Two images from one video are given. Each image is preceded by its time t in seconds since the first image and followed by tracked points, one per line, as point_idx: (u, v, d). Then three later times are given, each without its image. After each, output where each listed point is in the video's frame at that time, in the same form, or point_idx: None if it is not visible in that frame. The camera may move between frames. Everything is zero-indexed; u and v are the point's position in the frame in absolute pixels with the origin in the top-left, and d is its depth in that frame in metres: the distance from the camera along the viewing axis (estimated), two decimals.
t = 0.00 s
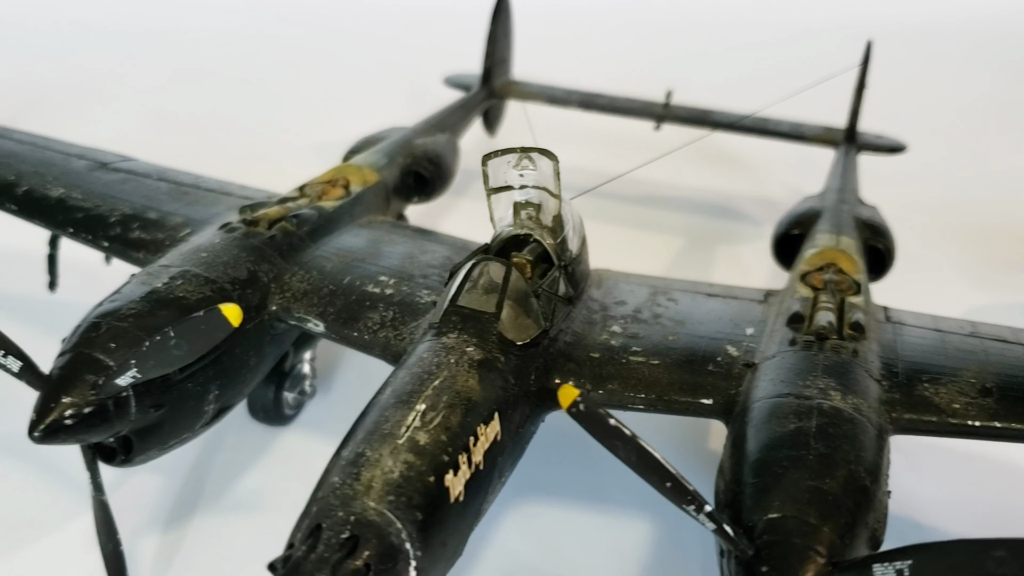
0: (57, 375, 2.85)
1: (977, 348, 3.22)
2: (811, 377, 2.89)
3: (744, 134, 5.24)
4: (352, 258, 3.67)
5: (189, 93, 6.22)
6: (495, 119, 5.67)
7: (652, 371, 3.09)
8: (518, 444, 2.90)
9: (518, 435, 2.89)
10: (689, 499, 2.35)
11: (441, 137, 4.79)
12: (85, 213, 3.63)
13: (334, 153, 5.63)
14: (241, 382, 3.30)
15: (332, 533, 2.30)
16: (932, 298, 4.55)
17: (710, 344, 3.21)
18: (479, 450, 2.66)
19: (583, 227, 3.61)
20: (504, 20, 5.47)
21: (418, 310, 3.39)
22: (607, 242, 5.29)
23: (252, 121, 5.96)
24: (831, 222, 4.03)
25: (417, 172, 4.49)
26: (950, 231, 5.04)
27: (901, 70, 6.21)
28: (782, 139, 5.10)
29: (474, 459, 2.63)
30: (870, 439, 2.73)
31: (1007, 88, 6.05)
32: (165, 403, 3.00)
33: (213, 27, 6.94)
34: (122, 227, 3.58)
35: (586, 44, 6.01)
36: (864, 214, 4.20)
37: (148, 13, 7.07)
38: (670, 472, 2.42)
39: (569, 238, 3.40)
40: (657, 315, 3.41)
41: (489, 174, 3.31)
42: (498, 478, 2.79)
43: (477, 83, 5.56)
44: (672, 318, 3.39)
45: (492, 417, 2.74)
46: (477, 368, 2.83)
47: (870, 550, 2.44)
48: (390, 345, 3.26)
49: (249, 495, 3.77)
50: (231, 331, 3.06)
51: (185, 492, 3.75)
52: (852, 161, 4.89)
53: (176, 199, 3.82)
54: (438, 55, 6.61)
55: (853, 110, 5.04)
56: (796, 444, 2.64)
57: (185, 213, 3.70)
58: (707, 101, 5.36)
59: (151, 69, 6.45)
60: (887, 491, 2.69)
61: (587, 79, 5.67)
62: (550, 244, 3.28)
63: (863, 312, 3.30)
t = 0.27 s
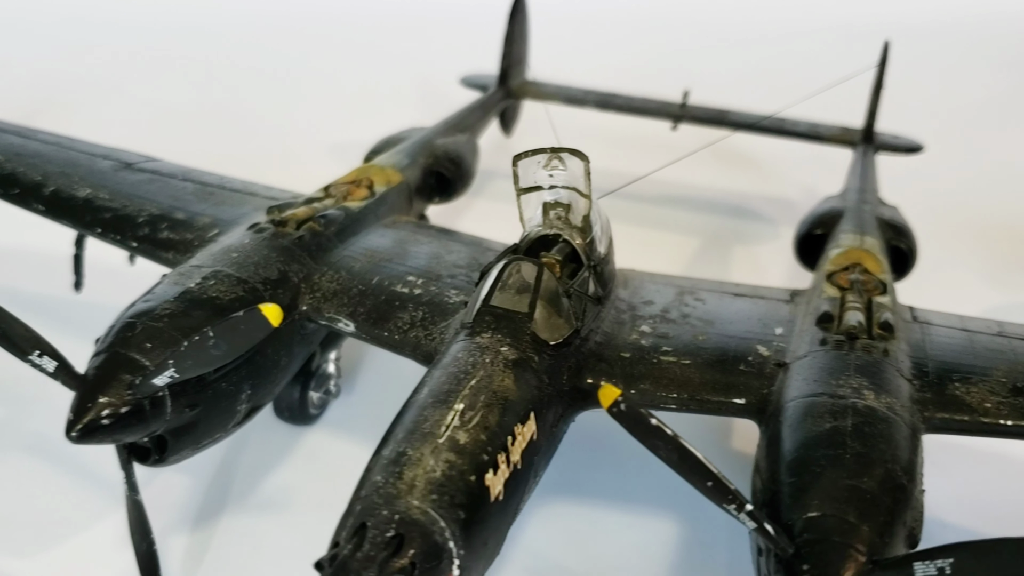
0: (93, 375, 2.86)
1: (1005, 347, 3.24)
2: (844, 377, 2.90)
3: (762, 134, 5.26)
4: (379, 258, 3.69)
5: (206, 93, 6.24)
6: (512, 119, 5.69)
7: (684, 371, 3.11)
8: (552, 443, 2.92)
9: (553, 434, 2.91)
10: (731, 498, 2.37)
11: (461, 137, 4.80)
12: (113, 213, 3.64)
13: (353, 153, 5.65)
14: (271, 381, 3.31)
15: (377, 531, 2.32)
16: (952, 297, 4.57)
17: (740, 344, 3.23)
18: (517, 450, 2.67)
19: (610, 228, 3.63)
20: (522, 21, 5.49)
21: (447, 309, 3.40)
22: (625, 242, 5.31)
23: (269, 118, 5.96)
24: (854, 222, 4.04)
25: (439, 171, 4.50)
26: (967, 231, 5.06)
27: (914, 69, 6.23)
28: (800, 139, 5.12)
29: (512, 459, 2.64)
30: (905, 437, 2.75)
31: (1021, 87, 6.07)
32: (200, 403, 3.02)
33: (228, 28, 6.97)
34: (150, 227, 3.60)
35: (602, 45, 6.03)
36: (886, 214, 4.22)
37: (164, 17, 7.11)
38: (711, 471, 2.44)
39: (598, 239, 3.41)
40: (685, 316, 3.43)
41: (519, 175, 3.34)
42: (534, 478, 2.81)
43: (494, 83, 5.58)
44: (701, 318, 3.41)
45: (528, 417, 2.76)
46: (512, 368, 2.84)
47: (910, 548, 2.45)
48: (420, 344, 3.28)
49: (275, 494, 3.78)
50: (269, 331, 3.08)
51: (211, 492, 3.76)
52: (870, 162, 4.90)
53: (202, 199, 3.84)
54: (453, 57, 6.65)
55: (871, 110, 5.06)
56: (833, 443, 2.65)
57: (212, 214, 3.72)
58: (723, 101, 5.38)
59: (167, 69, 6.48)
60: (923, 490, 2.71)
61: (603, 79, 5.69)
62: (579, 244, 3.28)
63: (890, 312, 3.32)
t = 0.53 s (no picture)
0: (131, 374, 2.87)
1: None
2: (878, 376, 2.92)
3: (780, 135, 5.29)
4: (406, 258, 3.70)
5: (222, 93, 6.25)
6: (529, 119, 5.70)
7: (716, 370, 3.13)
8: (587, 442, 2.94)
9: (589, 432, 2.93)
10: (772, 496, 2.38)
11: (482, 137, 4.82)
12: (142, 213, 3.65)
13: (370, 153, 5.66)
14: (303, 381, 3.32)
15: (422, 529, 2.33)
16: (972, 297, 4.58)
17: (770, 344, 3.26)
18: (555, 448, 2.69)
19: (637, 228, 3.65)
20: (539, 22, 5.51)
21: (477, 309, 3.42)
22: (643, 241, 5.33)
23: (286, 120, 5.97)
24: (877, 221, 4.06)
25: (461, 171, 4.52)
26: (985, 230, 5.07)
27: (927, 70, 6.26)
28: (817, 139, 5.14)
29: (551, 457, 2.65)
30: (940, 436, 2.77)
31: None
32: (235, 402, 3.04)
33: (241, 28, 6.99)
34: (179, 227, 3.62)
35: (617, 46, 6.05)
36: (908, 214, 4.23)
37: (177, 17, 7.13)
38: (753, 470, 2.45)
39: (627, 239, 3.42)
40: (715, 315, 3.45)
41: (550, 175, 3.36)
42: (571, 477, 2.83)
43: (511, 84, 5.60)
44: (730, 318, 3.43)
45: (565, 416, 2.78)
46: (548, 367, 2.85)
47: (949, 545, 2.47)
48: (451, 343, 3.29)
49: (303, 494, 3.80)
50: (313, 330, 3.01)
51: (239, 491, 3.78)
52: (888, 162, 4.92)
53: (230, 199, 3.86)
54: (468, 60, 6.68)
55: (888, 111, 5.08)
56: (870, 442, 2.67)
57: (241, 214, 3.74)
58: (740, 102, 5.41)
59: (182, 69, 6.49)
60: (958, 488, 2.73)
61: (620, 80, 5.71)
62: (609, 243, 3.28)
63: (919, 312, 3.34)
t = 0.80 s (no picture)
0: (168, 374, 2.89)
1: None
2: (911, 374, 2.94)
3: (798, 135, 5.31)
4: (434, 257, 3.72)
5: (237, 92, 6.26)
6: (547, 119, 5.71)
7: (748, 370, 3.15)
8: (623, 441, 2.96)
9: (624, 431, 2.95)
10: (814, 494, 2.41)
11: (503, 137, 4.83)
12: (171, 212, 3.67)
13: (388, 152, 5.67)
14: (334, 377, 3.36)
15: (467, 527, 2.35)
16: (993, 296, 4.59)
17: (802, 344, 3.28)
18: (594, 447, 2.70)
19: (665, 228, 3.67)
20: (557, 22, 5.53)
21: (507, 308, 3.42)
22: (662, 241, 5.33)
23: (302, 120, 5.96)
24: (901, 220, 4.08)
25: (484, 171, 4.53)
26: (1004, 231, 5.08)
27: (941, 70, 6.28)
28: (836, 139, 5.16)
29: (590, 456, 2.66)
30: (975, 434, 2.78)
31: None
32: (270, 401, 3.07)
33: (257, 29, 7.00)
34: (209, 227, 3.63)
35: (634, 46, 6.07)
36: (931, 213, 4.25)
37: (191, 17, 7.14)
38: (794, 469, 2.48)
39: (657, 238, 3.43)
40: (744, 315, 3.47)
41: (581, 175, 3.39)
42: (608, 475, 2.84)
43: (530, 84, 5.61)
44: (759, 318, 3.46)
45: (603, 415, 2.79)
46: (584, 366, 2.86)
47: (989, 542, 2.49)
48: (482, 343, 3.29)
49: (331, 494, 3.81)
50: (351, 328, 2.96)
51: (268, 490, 3.80)
52: (907, 161, 4.93)
53: (257, 199, 3.88)
54: (483, 58, 6.66)
55: (907, 111, 5.09)
56: (907, 440, 2.69)
57: (269, 214, 3.76)
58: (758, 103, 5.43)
59: (197, 68, 6.50)
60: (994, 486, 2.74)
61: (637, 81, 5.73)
62: (640, 242, 3.29)
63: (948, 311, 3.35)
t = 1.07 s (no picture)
0: (203, 373, 2.90)
1: None
2: (943, 373, 2.95)
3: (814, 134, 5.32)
4: (461, 257, 3.74)
5: (252, 92, 6.27)
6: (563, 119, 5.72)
7: (778, 369, 3.17)
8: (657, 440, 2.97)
9: (659, 429, 2.96)
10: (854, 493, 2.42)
11: (523, 137, 4.84)
12: (198, 213, 3.68)
13: (404, 152, 5.68)
14: (364, 375, 3.39)
15: (511, 526, 2.36)
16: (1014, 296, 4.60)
17: (831, 343, 3.30)
18: (631, 446, 2.71)
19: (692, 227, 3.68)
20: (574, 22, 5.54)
21: (537, 308, 3.43)
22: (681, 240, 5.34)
23: (317, 120, 5.97)
24: (924, 219, 4.09)
25: (505, 170, 4.54)
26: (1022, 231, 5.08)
27: (955, 70, 6.30)
28: (853, 139, 5.17)
29: (628, 455, 2.68)
30: (1008, 433, 2.80)
31: None
32: (303, 400, 3.09)
33: (270, 30, 7.02)
34: (237, 227, 3.65)
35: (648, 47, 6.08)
36: (953, 213, 4.26)
37: (205, 18, 7.16)
38: (833, 468, 2.49)
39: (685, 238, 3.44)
40: (772, 314, 3.49)
41: (611, 174, 3.41)
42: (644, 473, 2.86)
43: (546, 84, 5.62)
44: (787, 317, 3.48)
45: (638, 414, 2.81)
46: (619, 365, 2.87)
47: None
48: (512, 342, 3.30)
49: (357, 494, 3.82)
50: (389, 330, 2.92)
51: (296, 490, 3.81)
52: (925, 160, 4.94)
53: (283, 199, 3.89)
54: (496, 59, 6.68)
55: (924, 111, 5.10)
56: (942, 439, 2.70)
57: (296, 214, 3.77)
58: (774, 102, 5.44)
59: (211, 68, 6.52)
60: None
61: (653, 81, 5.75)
62: (669, 242, 3.30)
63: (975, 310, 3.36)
